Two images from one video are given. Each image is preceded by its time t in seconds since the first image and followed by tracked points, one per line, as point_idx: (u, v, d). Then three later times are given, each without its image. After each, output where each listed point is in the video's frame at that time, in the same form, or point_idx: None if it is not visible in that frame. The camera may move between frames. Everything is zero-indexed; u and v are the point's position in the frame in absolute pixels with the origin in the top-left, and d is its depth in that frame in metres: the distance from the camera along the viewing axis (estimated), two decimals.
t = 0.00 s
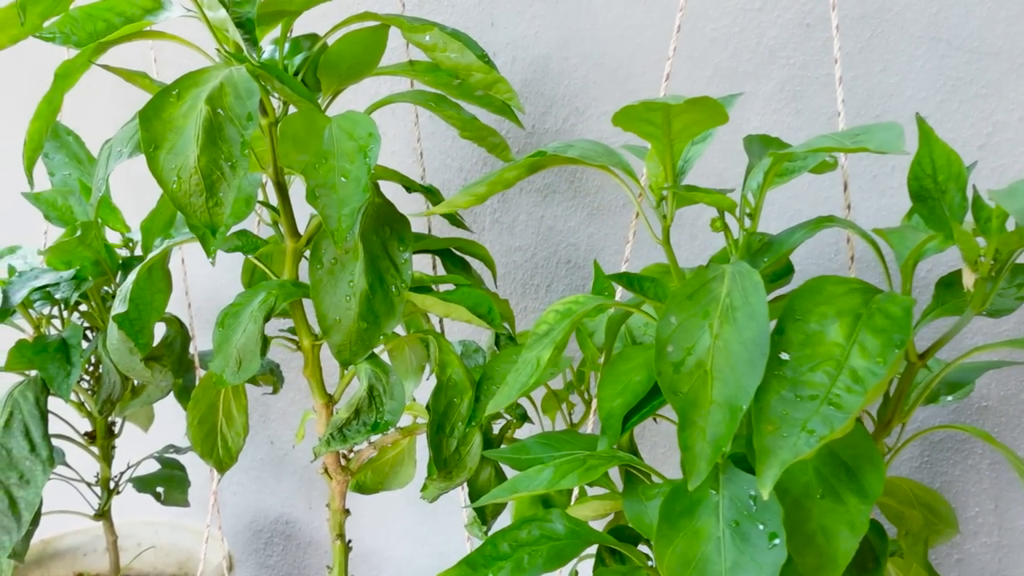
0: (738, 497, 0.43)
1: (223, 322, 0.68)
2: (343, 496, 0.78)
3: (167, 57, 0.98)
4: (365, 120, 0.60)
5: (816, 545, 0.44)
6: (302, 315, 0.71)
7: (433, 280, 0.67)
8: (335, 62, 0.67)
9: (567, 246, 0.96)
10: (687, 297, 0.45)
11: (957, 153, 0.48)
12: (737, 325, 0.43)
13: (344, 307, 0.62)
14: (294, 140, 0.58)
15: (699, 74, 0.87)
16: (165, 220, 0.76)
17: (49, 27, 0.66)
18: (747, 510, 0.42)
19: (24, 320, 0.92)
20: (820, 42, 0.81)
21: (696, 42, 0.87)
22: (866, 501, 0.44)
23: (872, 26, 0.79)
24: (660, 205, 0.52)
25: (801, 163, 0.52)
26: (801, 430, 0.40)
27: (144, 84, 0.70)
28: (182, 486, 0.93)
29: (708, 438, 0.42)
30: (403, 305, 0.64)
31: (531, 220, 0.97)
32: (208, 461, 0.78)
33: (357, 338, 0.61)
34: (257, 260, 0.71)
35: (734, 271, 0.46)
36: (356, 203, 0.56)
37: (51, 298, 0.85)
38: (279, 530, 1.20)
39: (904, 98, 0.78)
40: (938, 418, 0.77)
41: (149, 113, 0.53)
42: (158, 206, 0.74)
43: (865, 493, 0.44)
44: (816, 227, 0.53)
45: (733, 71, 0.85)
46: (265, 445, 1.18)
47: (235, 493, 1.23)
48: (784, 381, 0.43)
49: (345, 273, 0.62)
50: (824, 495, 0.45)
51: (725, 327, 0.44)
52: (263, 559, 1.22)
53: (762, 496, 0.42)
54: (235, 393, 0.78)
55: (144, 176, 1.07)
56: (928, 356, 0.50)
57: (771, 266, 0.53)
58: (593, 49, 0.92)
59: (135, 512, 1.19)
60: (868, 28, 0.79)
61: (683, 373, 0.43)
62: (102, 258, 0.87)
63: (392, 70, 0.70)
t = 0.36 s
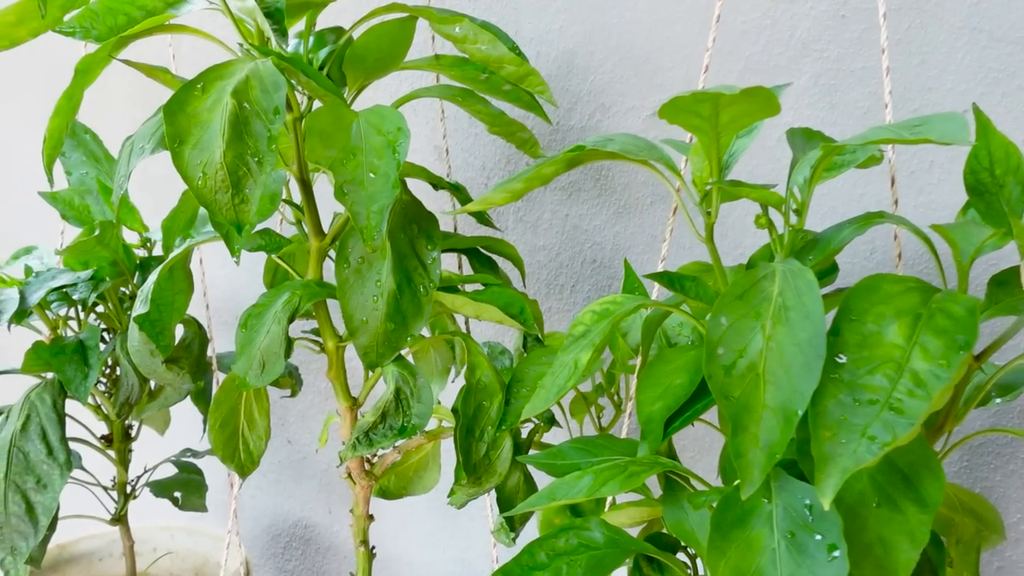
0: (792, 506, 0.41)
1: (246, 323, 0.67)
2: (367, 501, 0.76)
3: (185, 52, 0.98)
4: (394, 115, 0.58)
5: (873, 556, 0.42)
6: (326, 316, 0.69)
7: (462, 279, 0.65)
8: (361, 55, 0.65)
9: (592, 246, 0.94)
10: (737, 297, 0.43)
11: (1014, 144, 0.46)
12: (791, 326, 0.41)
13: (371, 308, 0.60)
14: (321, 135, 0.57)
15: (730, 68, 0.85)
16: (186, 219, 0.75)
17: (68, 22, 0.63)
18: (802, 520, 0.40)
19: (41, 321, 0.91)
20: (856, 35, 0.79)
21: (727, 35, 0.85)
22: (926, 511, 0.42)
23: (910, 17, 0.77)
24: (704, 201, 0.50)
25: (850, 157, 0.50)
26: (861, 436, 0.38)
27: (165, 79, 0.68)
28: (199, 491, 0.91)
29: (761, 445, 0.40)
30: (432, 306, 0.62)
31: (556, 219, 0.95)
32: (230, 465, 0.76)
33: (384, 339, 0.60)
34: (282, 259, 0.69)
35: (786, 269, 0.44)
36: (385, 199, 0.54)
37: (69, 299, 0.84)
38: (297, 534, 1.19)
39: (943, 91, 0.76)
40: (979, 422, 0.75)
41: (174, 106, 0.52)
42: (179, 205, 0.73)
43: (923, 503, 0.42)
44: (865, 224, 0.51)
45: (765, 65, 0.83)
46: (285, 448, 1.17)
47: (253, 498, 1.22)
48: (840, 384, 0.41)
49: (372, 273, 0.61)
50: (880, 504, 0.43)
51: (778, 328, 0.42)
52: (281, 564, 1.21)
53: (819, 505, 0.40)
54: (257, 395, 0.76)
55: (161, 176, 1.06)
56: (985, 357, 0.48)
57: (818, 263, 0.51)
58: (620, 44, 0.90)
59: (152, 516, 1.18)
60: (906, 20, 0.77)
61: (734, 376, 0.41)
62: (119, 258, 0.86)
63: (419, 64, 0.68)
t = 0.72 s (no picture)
0: (851, 515, 0.39)
1: (269, 323, 0.65)
2: (391, 506, 0.74)
3: (202, 46, 0.98)
4: (423, 106, 0.56)
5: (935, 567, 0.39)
6: (350, 316, 0.67)
7: (490, 277, 0.63)
8: (386, 46, 0.63)
9: (618, 244, 0.92)
10: (790, 295, 0.41)
11: None
12: (849, 326, 0.39)
13: (399, 307, 0.58)
14: (348, 128, 0.55)
15: (762, 61, 0.83)
16: (206, 216, 0.73)
17: (87, 13, 0.62)
18: (861, 529, 0.38)
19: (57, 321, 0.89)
20: (893, 25, 0.77)
21: (759, 27, 0.82)
22: (991, 520, 0.39)
23: (951, 7, 0.74)
24: (750, 195, 0.48)
25: (904, 148, 0.48)
26: (928, 442, 0.36)
27: (185, 71, 0.67)
28: (217, 494, 0.90)
29: (819, 452, 0.38)
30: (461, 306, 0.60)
31: (581, 218, 0.94)
32: (252, 469, 0.74)
33: (411, 339, 0.58)
34: (307, 258, 0.67)
35: (841, 265, 0.42)
36: (416, 193, 0.52)
37: (86, 298, 0.82)
38: (316, 537, 1.20)
39: (985, 83, 0.74)
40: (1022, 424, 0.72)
41: (197, 97, 0.50)
42: (200, 201, 0.71)
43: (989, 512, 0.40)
44: (918, 219, 0.48)
45: (798, 58, 0.81)
46: (304, 450, 1.16)
47: (272, 500, 1.22)
48: (903, 388, 0.38)
49: (399, 270, 0.59)
50: (942, 514, 0.40)
51: (835, 328, 0.39)
52: (301, 566, 1.22)
53: (880, 514, 0.38)
54: (279, 397, 0.74)
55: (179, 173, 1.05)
56: None
57: (870, 260, 0.49)
58: (647, 37, 0.88)
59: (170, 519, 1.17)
60: (946, 9, 0.74)
61: (789, 379, 0.39)
62: (136, 257, 0.84)
63: (445, 56, 0.66)
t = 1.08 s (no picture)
0: (907, 519, 0.37)
1: (289, 320, 0.63)
2: (412, 507, 0.73)
3: (218, 40, 0.98)
4: (450, 96, 0.55)
5: None
6: (372, 313, 0.66)
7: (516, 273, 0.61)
8: (410, 35, 0.61)
9: (642, 240, 0.90)
10: (841, 288, 0.39)
11: None
12: (906, 321, 0.37)
13: (423, 303, 0.56)
14: (373, 118, 0.53)
15: (790, 53, 0.81)
16: (224, 211, 0.71)
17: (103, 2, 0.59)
18: (918, 534, 0.36)
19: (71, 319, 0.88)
20: (927, 16, 0.74)
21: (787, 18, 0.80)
22: None
23: None
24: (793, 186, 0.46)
25: (955, 136, 0.46)
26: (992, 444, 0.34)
27: (203, 62, 0.65)
28: (233, 495, 0.88)
29: (874, 453, 0.36)
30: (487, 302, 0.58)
31: (604, 213, 0.92)
32: (269, 469, 0.73)
33: (436, 337, 0.56)
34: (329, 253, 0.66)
35: (893, 257, 0.40)
36: (443, 185, 0.51)
37: (101, 293, 0.82)
38: (331, 538, 1.18)
39: None
40: None
41: (218, 85, 0.48)
42: (217, 196, 0.69)
43: None
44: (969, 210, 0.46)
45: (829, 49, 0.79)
46: (321, 449, 1.15)
47: (287, 500, 1.21)
48: (963, 387, 0.36)
49: (425, 265, 0.57)
50: (1001, 520, 0.38)
51: (890, 323, 0.37)
52: (316, 568, 1.21)
53: (938, 518, 0.36)
54: (297, 397, 0.73)
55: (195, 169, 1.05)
56: None
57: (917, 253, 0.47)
58: (672, 29, 0.86)
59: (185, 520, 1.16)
60: None
61: (841, 376, 0.37)
62: (152, 253, 0.82)
63: (469, 46, 0.64)
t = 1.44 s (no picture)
0: (958, 515, 0.36)
1: (305, 314, 0.62)
2: (429, 505, 0.71)
3: (229, 34, 0.97)
4: (474, 84, 0.53)
5: None
6: (390, 307, 0.64)
7: (539, 266, 0.60)
8: (430, 24, 0.59)
9: (660, 236, 0.90)
10: (886, 278, 0.38)
11: None
12: (957, 309, 0.36)
13: (445, 296, 0.55)
14: (395, 105, 0.52)
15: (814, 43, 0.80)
16: (237, 203, 0.70)
17: None
18: (969, 529, 0.35)
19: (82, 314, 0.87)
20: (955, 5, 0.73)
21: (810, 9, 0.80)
22: None
23: None
24: (830, 173, 0.45)
25: (1000, 121, 0.45)
26: None
27: (217, 51, 0.63)
28: (248, 493, 0.87)
29: (926, 447, 0.35)
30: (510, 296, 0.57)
31: (621, 208, 0.91)
32: (284, 466, 0.71)
33: (458, 331, 0.55)
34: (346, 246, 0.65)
35: (940, 245, 0.39)
36: (469, 173, 0.49)
37: (114, 289, 0.80)
38: (342, 538, 1.17)
39: None
40: None
41: (238, 70, 0.47)
42: (232, 187, 0.68)
43: None
44: (1012, 200, 0.45)
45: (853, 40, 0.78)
46: (331, 448, 1.14)
47: (297, 500, 1.20)
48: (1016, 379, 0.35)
49: (447, 256, 0.56)
50: None
51: (941, 311, 0.36)
52: (326, 568, 1.19)
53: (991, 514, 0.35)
54: (312, 392, 0.71)
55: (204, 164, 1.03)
56: None
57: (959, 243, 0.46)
58: (692, 21, 0.85)
59: (196, 519, 1.15)
60: None
61: (889, 367, 0.36)
62: (165, 247, 0.81)
63: (489, 35, 0.63)
